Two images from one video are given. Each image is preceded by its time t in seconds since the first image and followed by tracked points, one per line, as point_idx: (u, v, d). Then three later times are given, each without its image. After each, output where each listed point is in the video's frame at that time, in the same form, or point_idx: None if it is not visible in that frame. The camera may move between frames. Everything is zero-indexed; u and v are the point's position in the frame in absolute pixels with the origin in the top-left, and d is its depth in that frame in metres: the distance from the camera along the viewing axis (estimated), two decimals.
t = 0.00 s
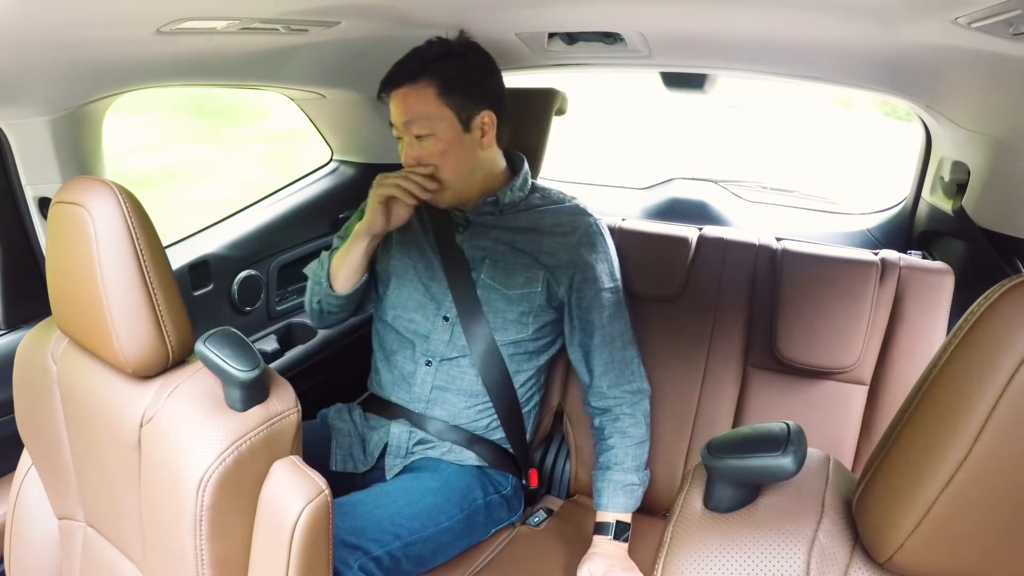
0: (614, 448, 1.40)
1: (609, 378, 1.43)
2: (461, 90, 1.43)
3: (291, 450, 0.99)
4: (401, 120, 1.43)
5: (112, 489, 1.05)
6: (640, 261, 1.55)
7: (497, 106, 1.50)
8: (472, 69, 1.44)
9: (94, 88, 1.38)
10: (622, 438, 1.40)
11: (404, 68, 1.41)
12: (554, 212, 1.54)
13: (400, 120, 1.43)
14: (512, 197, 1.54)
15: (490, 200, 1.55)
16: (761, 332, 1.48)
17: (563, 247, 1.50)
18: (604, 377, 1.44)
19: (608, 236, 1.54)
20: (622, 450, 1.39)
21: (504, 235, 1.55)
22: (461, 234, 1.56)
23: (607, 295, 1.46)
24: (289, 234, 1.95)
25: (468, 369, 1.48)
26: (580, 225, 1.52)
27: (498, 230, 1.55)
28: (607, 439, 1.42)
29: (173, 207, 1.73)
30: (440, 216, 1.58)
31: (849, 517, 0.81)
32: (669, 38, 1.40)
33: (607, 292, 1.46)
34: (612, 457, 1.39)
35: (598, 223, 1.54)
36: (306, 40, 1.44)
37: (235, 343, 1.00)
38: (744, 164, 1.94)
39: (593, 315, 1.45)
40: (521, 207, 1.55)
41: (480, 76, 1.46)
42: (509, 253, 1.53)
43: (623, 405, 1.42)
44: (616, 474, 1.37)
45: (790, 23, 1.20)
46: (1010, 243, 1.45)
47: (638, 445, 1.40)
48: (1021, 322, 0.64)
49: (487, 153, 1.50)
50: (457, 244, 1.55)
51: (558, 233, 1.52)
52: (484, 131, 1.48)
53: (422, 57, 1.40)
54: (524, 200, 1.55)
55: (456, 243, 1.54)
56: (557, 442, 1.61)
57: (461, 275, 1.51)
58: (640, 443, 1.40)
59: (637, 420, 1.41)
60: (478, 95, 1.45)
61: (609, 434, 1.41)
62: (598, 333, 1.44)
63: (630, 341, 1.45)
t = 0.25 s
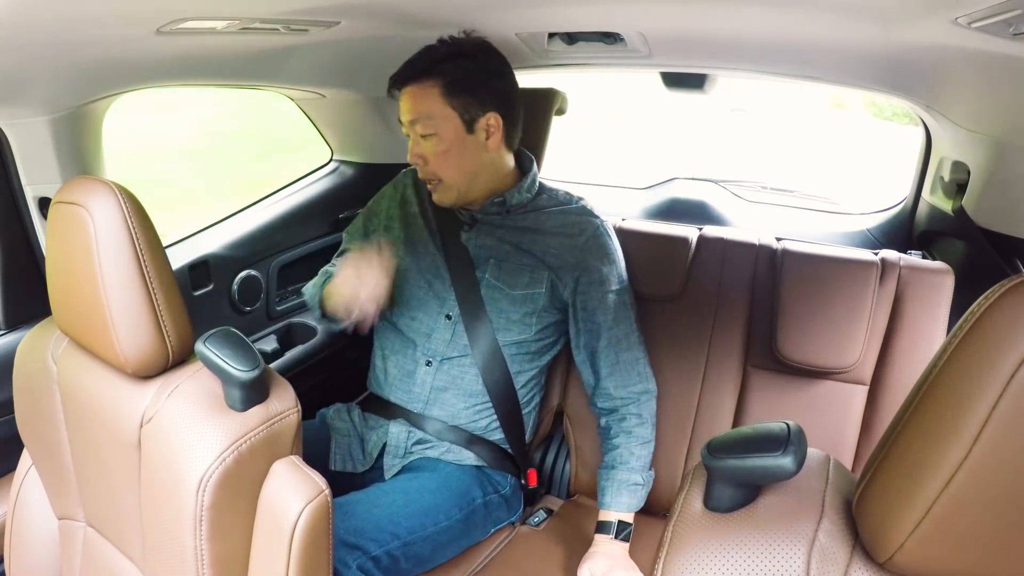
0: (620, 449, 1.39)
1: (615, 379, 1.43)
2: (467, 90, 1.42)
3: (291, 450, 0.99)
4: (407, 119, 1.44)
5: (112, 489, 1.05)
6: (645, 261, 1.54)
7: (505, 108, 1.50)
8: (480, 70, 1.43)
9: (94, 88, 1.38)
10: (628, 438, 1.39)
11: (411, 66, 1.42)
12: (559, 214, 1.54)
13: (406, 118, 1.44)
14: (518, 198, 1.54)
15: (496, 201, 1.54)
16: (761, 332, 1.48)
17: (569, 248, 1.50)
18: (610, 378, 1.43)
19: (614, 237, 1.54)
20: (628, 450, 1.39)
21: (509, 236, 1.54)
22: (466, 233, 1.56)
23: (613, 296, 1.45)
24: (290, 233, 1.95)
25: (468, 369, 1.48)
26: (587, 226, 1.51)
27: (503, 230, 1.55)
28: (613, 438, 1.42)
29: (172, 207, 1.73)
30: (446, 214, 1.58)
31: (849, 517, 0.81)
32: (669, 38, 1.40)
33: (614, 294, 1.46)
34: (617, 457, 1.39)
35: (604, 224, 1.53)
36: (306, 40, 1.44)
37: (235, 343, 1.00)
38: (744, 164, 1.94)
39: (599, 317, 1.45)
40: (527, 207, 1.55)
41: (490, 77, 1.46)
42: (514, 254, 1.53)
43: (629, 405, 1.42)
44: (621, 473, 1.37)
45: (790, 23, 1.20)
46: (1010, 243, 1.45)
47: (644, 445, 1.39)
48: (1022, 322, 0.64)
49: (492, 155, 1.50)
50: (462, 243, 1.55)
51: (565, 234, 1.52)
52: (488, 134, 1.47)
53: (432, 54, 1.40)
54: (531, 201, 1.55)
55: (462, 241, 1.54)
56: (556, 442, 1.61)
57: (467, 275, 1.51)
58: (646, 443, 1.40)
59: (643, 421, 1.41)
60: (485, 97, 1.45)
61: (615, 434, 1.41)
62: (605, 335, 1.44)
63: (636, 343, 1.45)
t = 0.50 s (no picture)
0: (619, 448, 1.39)
1: (612, 379, 1.43)
2: (445, 94, 1.42)
3: (290, 450, 0.99)
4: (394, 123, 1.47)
5: (112, 489, 1.05)
6: (641, 261, 1.55)
7: (491, 110, 1.48)
8: (461, 73, 1.43)
9: (94, 88, 1.38)
10: (626, 437, 1.39)
11: (395, 72, 1.45)
12: (553, 214, 1.53)
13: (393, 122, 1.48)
14: (513, 197, 1.54)
15: (490, 200, 1.55)
16: (761, 332, 1.48)
17: (563, 248, 1.49)
18: (607, 378, 1.43)
19: (609, 236, 1.54)
20: (626, 450, 1.39)
21: (503, 235, 1.54)
22: (459, 233, 1.56)
23: (607, 296, 1.45)
24: (290, 233, 1.95)
25: (465, 369, 1.48)
26: (581, 226, 1.51)
27: (497, 230, 1.55)
28: (611, 437, 1.42)
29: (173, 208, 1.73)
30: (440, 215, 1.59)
31: (849, 517, 0.81)
32: (669, 38, 1.40)
33: (608, 294, 1.45)
34: (616, 455, 1.39)
35: (599, 223, 1.53)
36: (305, 40, 1.44)
37: (235, 343, 1.00)
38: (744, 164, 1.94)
39: (593, 317, 1.44)
40: (521, 207, 1.55)
41: (474, 79, 1.45)
42: (509, 254, 1.53)
43: (626, 404, 1.42)
44: (620, 472, 1.37)
45: (790, 23, 1.20)
46: (1010, 243, 1.45)
47: (643, 444, 1.39)
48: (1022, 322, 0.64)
49: (475, 159, 1.49)
50: (455, 243, 1.55)
51: (558, 234, 1.51)
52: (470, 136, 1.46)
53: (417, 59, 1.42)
54: (524, 200, 1.55)
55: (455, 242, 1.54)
56: (556, 442, 1.60)
57: (461, 274, 1.51)
58: (644, 442, 1.40)
59: (641, 419, 1.41)
60: (466, 99, 1.44)
61: (613, 433, 1.41)
62: (599, 335, 1.43)
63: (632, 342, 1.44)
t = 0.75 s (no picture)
0: (619, 447, 1.39)
1: (612, 378, 1.42)
2: (437, 94, 1.42)
3: (290, 450, 0.99)
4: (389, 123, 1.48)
5: (112, 489, 1.05)
6: (639, 259, 1.55)
7: (484, 109, 1.48)
8: (453, 72, 1.43)
9: (94, 88, 1.38)
10: (626, 436, 1.40)
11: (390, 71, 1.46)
12: (551, 213, 1.53)
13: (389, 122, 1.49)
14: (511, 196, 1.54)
15: (485, 201, 1.54)
16: (761, 332, 1.48)
17: (560, 247, 1.49)
18: (607, 376, 1.43)
19: (608, 235, 1.54)
20: (626, 449, 1.39)
21: (501, 233, 1.54)
22: (458, 232, 1.56)
23: (605, 295, 1.45)
24: (290, 233, 1.95)
25: (464, 368, 1.48)
26: (578, 224, 1.51)
27: (495, 228, 1.55)
28: (611, 437, 1.42)
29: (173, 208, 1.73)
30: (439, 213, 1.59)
31: (849, 517, 0.81)
32: (669, 38, 1.40)
33: (606, 293, 1.45)
34: (617, 455, 1.39)
35: (597, 221, 1.53)
36: (305, 40, 1.44)
37: (235, 343, 1.00)
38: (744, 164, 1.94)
39: (591, 316, 1.44)
40: (518, 205, 1.54)
41: (467, 79, 1.45)
42: (507, 252, 1.53)
43: (626, 403, 1.42)
44: (620, 472, 1.38)
45: (790, 23, 1.20)
46: (1010, 243, 1.45)
47: (644, 444, 1.40)
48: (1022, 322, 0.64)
49: (469, 158, 1.49)
50: (452, 241, 1.55)
51: (556, 232, 1.51)
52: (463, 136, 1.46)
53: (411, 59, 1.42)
54: (521, 198, 1.55)
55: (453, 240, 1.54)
56: (557, 442, 1.60)
57: (460, 274, 1.51)
58: (644, 441, 1.40)
59: (641, 418, 1.41)
60: (458, 99, 1.44)
61: (613, 432, 1.42)
62: (598, 334, 1.43)
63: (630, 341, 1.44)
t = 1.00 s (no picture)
0: (620, 449, 1.39)
1: (613, 380, 1.43)
2: (452, 92, 1.43)
3: (291, 450, 0.99)
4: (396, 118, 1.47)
5: (112, 489, 1.05)
6: (641, 260, 1.54)
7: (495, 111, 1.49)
8: (469, 71, 1.44)
9: (94, 88, 1.38)
10: (627, 437, 1.40)
11: (402, 65, 1.44)
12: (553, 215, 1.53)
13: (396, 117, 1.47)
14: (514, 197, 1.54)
15: (490, 201, 1.55)
16: (761, 332, 1.48)
17: (563, 249, 1.49)
18: (608, 378, 1.43)
19: (610, 237, 1.54)
20: (627, 451, 1.39)
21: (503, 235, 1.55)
22: (460, 233, 1.56)
23: (607, 298, 1.45)
24: (290, 233, 1.95)
25: (465, 369, 1.48)
26: (581, 226, 1.51)
27: (497, 230, 1.55)
28: (612, 438, 1.42)
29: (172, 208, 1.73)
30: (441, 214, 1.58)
31: (849, 517, 0.81)
32: (669, 38, 1.40)
33: (608, 296, 1.45)
34: (618, 456, 1.40)
35: (600, 224, 1.53)
36: (305, 40, 1.44)
37: (235, 343, 1.00)
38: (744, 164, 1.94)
39: (593, 319, 1.44)
40: (522, 206, 1.55)
41: (482, 78, 1.46)
42: (509, 254, 1.53)
43: (627, 405, 1.42)
44: (621, 473, 1.38)
45: (790, 23, 1.20)
46: (1010, 243, 1.46)
47: (644, 446, 1.40)
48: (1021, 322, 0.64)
49: (478, 158, 1.49)
50: (455, 241, 1.55)
51: (560, 234, 1.51)
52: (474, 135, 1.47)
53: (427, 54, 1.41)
54: (525, 200, 1.55)
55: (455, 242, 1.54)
56: (556, 442, 1.60)
57: (461, 274, 1.51)
58: (645, 443, 1.40)
59: (642, 420, 1.41)
60: (473, 98, 1.45)
61: (614, 433, 1.42)
62: (600, 336, 1.43)
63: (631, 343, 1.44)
